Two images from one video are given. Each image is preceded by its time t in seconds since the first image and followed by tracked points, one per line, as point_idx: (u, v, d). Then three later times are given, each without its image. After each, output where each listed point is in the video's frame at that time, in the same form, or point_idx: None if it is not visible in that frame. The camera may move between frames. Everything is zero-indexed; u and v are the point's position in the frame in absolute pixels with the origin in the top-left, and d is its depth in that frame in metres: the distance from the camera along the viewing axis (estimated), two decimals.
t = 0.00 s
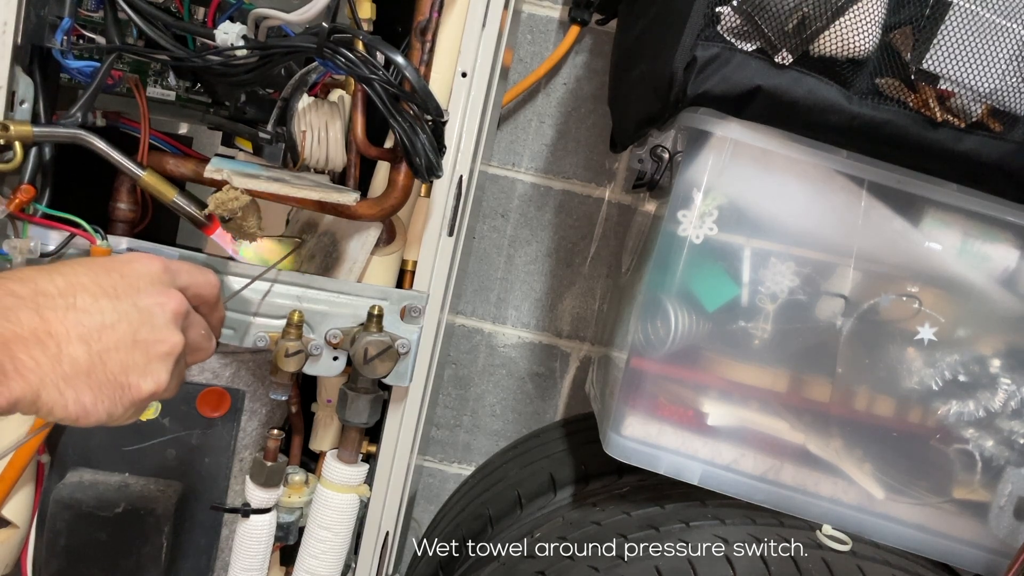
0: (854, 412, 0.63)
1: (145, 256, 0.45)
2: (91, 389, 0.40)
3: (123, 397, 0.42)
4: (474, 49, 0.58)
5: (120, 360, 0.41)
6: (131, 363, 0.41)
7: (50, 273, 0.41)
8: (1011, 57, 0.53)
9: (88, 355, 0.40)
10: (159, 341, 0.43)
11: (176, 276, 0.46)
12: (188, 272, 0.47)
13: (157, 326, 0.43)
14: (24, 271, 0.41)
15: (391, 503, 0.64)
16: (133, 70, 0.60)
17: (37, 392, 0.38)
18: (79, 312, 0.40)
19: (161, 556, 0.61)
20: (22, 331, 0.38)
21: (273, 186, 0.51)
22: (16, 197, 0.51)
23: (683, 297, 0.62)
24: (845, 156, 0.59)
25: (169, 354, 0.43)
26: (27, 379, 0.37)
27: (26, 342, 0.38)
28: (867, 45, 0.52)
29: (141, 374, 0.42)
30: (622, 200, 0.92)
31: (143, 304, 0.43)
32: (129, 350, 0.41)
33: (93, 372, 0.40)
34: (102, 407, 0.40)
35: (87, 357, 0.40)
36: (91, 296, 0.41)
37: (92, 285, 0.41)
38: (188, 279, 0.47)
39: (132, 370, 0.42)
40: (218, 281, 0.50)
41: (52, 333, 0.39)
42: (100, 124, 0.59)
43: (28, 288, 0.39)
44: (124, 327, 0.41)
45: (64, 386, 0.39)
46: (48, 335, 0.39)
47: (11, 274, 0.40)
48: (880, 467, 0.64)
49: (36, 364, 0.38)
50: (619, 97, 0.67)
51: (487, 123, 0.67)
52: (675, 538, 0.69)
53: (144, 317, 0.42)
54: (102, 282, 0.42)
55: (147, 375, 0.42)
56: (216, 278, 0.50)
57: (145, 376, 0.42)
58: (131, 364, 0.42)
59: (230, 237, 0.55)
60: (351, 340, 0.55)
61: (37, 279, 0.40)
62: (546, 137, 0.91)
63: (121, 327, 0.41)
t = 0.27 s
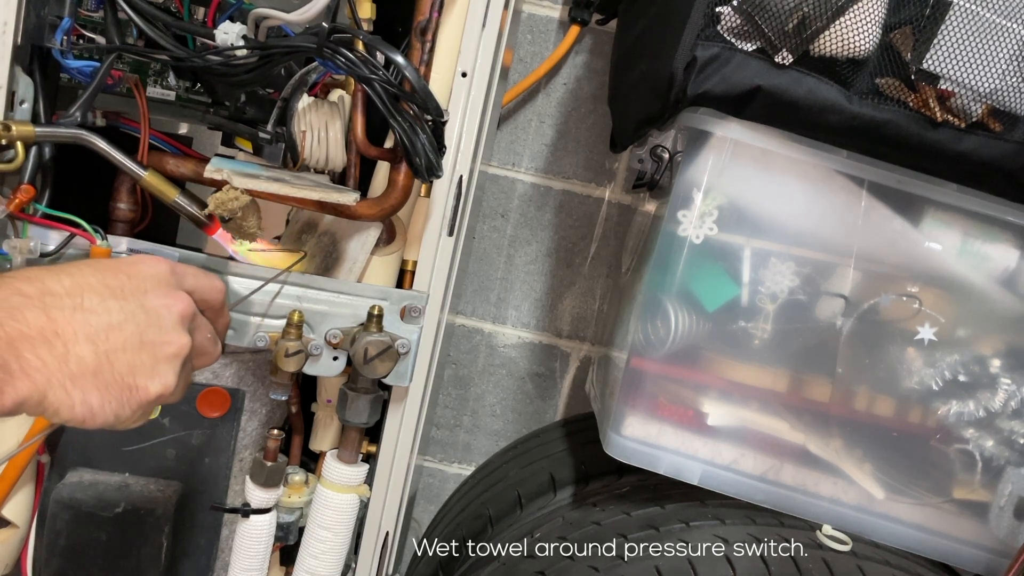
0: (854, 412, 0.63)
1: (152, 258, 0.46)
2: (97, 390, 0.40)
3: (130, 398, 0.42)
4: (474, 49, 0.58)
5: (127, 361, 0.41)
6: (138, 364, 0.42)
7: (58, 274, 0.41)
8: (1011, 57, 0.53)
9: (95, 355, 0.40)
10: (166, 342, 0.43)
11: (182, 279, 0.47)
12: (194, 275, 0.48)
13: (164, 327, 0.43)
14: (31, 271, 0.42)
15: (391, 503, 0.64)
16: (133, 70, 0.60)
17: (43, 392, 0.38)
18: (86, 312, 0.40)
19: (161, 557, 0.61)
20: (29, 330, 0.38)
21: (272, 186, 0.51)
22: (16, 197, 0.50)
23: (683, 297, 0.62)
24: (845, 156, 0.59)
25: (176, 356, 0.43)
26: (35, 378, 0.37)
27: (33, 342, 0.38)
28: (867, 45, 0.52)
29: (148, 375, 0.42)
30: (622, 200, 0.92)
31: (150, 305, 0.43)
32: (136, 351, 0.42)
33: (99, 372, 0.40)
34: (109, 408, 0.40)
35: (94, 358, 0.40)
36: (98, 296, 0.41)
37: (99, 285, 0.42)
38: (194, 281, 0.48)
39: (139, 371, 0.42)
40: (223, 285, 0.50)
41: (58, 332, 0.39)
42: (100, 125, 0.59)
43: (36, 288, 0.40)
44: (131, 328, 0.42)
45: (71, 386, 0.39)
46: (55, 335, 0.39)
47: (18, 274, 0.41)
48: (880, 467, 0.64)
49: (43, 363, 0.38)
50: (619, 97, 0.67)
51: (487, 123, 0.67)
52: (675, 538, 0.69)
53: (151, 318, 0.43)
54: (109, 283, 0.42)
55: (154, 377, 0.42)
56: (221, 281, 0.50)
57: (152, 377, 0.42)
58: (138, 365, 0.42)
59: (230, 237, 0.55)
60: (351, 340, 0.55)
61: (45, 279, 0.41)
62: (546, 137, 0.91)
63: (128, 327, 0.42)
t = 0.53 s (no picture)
0: (854, 413, 0.63)
1: (146, 253, 0.46)
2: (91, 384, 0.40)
3: (124, 392, 0.41)
4: (474, 49, 0.58)
5: (123, 354, 0.41)
6: (134, 358, 0.41)
7: (53, 265, 0.41)
8: (1011, 57, 0.53)
9: (91, 348, 0.40)
10: (162, 337, 0.43)
11: (177, 274, 0.47)
12: (188, 272, 0.48)
13: (159, 321, 0.43)
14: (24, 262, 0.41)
15: (391, 503, 0.64)
16: (133, 70, 0.60)
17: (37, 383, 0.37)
18: (83, 304, 0.40)
19: (161, 557, 0.61)
20: (24, 321, 0.37)
21: (272, 186, 0.51)
22: (16, 197, 0.50)
23: (683, 297, 0.62)
24: (845, 156, 0.59)
25: (171, 350, 0.43)
26: (30, 370, 0.37)
27: (28, 333, 0.37)
28: (867, 45, 0.52)
29: (143, 369, 0.42)
30: (621, 200, 0.92)
31: (147, 299, 0.43)
32: (132, 345, 0.41)
33: (95, 365, 0.39)
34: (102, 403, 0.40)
35: (90, 350, 0.39)
36: (94, 289, 0.41)
37: (95, 278, 0.42)
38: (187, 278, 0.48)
39: (134, 365, 0.41)
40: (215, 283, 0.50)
41: (55, 324, 0.38)
42: (100, 125, 0.59)
43: (32, 279, 0.39)
44: (128, 321, 0.41)
45: (67, 378, 0.38)
46: (51, 326, 0.38)
47: (12, 264, 0.40)
48: (880, 467, 0.64)
49: (39, 355, 0.37)
50: (619, 97, 0.67)
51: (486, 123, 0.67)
52: (675, 538, 0.69)
53: (148, 312, 0.43)
54: (106, 276, 0.42)
55: (148, 371, 0.42)
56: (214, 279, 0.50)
57: (146, 372, 0.42)
58: (133, 359, 0.41)
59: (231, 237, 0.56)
60: (351, 340, 0.55)
61: (41, 270, 0.40)
62: (546, 137, 0.91)
63: (124, 321, 0.41)
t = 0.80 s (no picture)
0: (854, 413, 0.63)
1: (149, 245, 0.45)
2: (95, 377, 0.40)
3: (128, 385, 0.41)
4: (474, 49, 0.58)
5: (126, 347, 0.41)
6: (137, 351, 0.41)
7: (56, 258, 0.40)
8: (1011, 57, 0.53)
9: (94, 342, 0.40)
10: (165, 330, 0.43)
11: (180, 267, 0.47)
12: (190, 264, 0.47)
13: (162, 314, 0.43)
14: (28, 255, 0.41)
15: (391, 503, 0.64)
16: (133, 70, 0.60)
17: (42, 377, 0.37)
18: (86, 298, 0.40)
19: (161, 557, 0.61)
20: (28, 316, 0.37)
21: (272, 186, 0.51)
22: (17, 197, 0.51)
23: (683, 297, 0.62)
24: (845, 156, 0.59)
25: (174, 343, 0.43)
26: (33, 364, 0.37)
27: (31, 327, 0.37)
28: (867, 45, 0.52)
29: (146, 362, 0.42)
30: (621, 200, 0.92)
31: (149, 292, 0.43)
32: (135, 338, 0.41)
33: (98, 359, 0.40)
34: (107, 396, 0.40)
35: (93, 344, 0.40)
36: (97, 282, 0.41)
37: (98, 272, 0.41)
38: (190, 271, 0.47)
39: (137, 358, 0.41)
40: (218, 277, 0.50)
41: (58, 318, 0.38)
42: (100, 125, 0.59)
43: (34, 273, 0.39)
44: (131, 315, 0.41)
45: (70, 372, 0.38)
46: (55, 321, 0.38)
47: (15, 258, 0.40)
48: (880, 467, 0.64)
49: (43, 349, 0.38)
50: (619, 97, 0.67)
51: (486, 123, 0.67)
52: (675, 538, 0.69)
53: (150, 305, 0.42)
54: (108, 270, 0.42)
55: (152, 364, 0.42)
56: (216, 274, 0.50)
57: (150, 365, 0.42)
58: (136, 352, 0.41)
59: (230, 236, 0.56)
60: (351, 340, 0.55)
61: (44, 264, 0.40)
62: (546, 137, 0.91)
63: (127, 314, 0.41)
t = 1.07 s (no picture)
0: (854, 413, 0.63)
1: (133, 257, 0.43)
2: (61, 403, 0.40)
3: (96, 410, 0.41)
4: (474, 49, 0.58)
5: (94, 374, 0.40)
6: (104, 379, 0.40)
7: (26, 277, 0.40)
8: (1011, 57, 0.53)
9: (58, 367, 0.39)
10: (134, 355, 0.41)
11: (163, 283, 0.44)
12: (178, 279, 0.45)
13: (133, 339, 0.41)
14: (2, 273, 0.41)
15: (391, 503, 0.64)
16: (133, 70, 0.60)
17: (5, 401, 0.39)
18: (49, 323, 0.39)
19: (161, 557, 0.61)
20: None
21: (272, 186, 0.50)
22: (17, 197, 0.50)
23: (683, 297, 0.62)
24: (845, 156, 0.59)
25: (147, 369, 0.42)
26: None
27: None
28: (867, 45, 0.52)
29: (115, 390, 0.41)
30: (621, 200, 0.92)
31: (122, 315, 0.41)
32: (104, 365, 0.40)
33: (62, 388, 0.40)
34: (70, 424, 0.40)
35: (57, 372, 0.39)
36: (69, 304, 0.40)
37: (69, 291, 0.40)
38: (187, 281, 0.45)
39: (105, 386, 0.40)
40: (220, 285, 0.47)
41: (19, 344, 0.39)
42: (99, 125, 0.59)
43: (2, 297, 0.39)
44: (100, 340, 0.40)
45: (34, 401, 0.39)
46: (17, 347, 0.39)
47: None
48: (880, 467, 0.64)
49: (4, 377, 0.39)
50: (619, 97, 0.67)
51: (486, 123, 0.67)
52: (675, 538, 0.69)
53: (123, 328, 0.41)
54: (80, 290, 0.40)
55: (123, 391, 0.41)
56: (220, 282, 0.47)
57: (119, 392, 0.41)
58: (103, 380, 0.40)
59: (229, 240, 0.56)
60: (351, 340, 0.55)
61: (12, 286, 0.39)
62: (546, 137, 0.91)
63: (96, 340, 0.40)
